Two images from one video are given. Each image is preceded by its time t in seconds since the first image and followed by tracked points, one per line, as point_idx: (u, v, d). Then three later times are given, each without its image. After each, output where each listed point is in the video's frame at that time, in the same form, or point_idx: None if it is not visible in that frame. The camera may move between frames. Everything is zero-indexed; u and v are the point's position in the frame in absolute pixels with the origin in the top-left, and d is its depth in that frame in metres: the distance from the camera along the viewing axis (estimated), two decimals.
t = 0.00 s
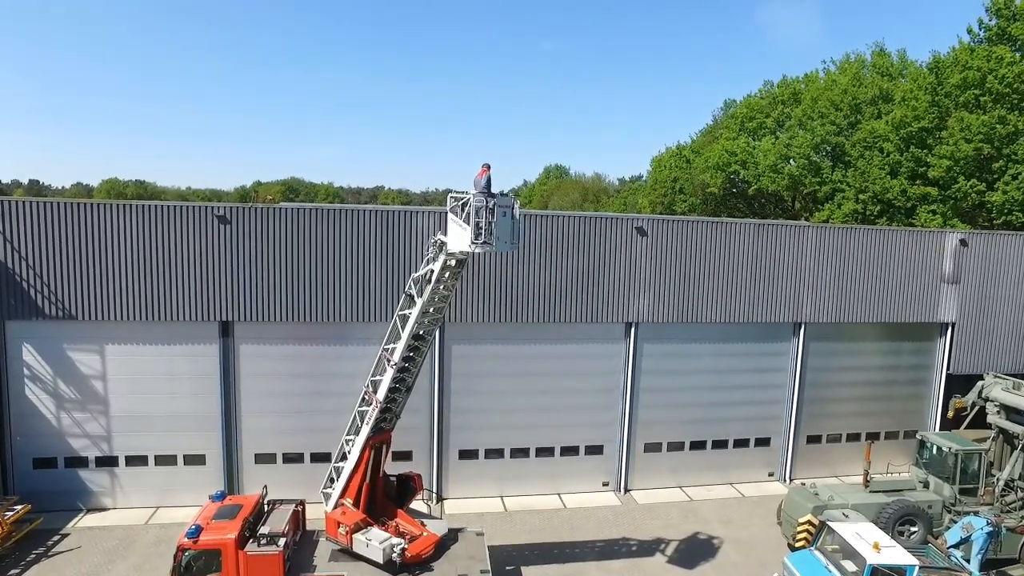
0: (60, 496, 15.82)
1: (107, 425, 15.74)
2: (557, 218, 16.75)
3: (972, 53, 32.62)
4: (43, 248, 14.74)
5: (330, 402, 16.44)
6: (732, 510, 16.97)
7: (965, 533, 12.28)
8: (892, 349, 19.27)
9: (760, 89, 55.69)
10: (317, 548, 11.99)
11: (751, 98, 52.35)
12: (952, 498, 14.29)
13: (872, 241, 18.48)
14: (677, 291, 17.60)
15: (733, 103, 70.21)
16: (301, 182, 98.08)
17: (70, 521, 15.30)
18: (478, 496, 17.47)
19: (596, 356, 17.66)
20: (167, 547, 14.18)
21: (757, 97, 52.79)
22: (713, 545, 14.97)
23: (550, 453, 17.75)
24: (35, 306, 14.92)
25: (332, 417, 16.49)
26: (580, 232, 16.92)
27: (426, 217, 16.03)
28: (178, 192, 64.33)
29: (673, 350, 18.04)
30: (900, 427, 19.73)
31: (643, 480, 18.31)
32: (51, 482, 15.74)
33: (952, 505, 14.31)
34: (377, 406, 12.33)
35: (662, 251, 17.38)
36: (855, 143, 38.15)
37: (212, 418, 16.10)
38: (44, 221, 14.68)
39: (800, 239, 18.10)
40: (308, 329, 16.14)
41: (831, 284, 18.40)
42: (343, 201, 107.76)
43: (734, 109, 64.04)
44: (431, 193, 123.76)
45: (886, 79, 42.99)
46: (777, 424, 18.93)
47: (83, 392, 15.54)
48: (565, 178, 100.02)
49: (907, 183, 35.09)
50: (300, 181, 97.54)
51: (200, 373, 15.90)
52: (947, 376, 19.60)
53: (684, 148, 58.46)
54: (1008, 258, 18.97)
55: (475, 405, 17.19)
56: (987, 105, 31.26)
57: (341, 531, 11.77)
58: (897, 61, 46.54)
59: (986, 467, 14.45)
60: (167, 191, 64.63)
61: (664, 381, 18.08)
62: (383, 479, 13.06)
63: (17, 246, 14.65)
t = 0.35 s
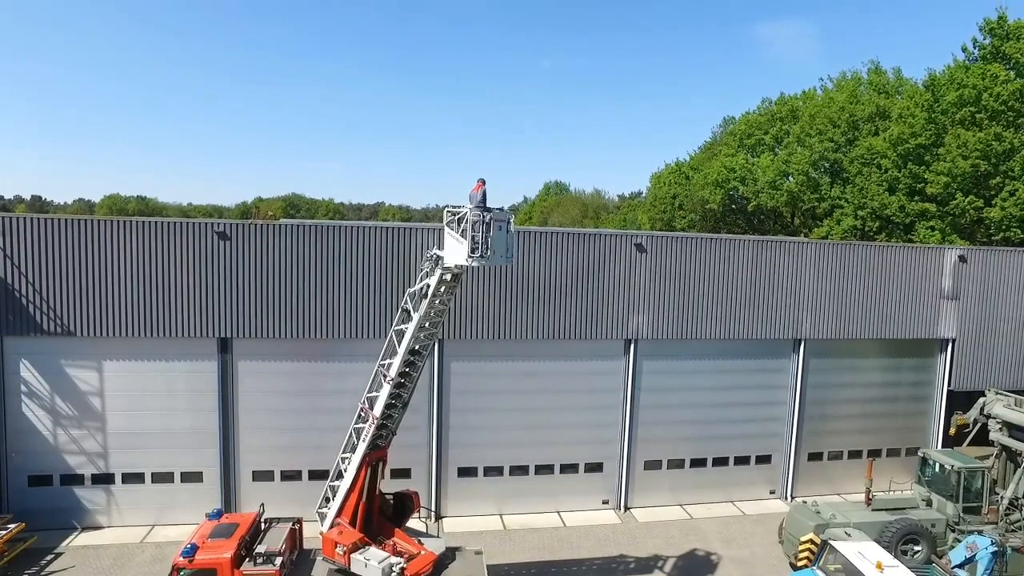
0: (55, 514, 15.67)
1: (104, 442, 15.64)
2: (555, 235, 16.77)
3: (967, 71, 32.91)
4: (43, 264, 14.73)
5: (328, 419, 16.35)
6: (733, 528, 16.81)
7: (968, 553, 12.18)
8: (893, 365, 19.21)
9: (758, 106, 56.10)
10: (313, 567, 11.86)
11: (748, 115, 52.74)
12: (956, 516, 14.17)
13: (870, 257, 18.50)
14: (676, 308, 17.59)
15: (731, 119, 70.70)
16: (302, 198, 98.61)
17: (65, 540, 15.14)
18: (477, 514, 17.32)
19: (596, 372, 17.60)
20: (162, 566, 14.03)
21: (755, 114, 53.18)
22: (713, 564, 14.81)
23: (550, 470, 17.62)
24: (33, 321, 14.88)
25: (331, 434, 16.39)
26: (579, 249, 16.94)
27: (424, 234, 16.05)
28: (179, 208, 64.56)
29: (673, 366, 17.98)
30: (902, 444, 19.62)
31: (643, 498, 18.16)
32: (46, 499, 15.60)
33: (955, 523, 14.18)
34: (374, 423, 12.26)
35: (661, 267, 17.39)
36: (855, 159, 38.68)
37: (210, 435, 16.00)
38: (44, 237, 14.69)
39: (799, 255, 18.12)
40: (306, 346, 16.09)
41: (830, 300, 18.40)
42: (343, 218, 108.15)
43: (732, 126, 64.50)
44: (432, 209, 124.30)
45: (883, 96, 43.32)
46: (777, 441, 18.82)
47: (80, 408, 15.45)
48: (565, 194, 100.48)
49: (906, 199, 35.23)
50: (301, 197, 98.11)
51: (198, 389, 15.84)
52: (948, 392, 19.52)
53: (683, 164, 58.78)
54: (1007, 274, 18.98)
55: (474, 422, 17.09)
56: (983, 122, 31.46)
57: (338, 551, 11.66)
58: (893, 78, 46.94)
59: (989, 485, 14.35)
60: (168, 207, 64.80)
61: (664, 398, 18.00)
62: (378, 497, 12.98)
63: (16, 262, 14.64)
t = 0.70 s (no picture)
0: (50, 533, 15.50)
1: (101, 459, 15.51)
2: (555, 251, 16.76)
3: (964, 87, 33.12)
4: (42, 281, 14.70)
5: (327, 436, 16.24)
6: (736, 546, 16.64)
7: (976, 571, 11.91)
8: (895, 382, 19.13)
9: (756, 122, 56.40)
10: None
11: (747, 131, 53.00)
12: (961, 535, 14.03)
13: (871, 273, 18.49)
14: (676, 324, 17.54)
15: (730, 135, 71.08)
16: (303, 214, 98.95)
17: (60, 559, 14.97)
18: (477, 532, 17.14)
19: (597, 389, 17.51)
20: None
21: (754, 130, 53.46)
22: None
23: (551, 488, 17.47)
24: (31, 337, 14.82)
25: (330, 451, 16.27)
26: (579, 265, 16.92)
27: (424, 250, 16.04)
28: (180, 224, 64.79)
29: (673, 383, 17.89)
30: (905, 460, 19.46)
31: (645, 516, 17.99)
32: (42, 518, 15.43)
33: (961, 542, 14.03)
34: (371, 440, 12.14)
35: (661, 283, 17.36)
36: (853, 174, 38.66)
37: (208, 452, 15.87)
38: (43, 253, 14.67)
39: (799, 271, 18.11)
40: (305, 363, 16.02)
41: (830, 316, 18.34)
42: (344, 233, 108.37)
43: (730, 141, 64.82)
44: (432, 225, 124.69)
45: (881, 112, 43.56)
46: (779, 458, 18.68)
47: (77, 426, 15.35)
48: (565, 210, 100.76)
49: (905, 215, 35.31)
50: (302, 213, 98.50)
51: (197, 406, 15.75)
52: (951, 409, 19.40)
53: (682, 180, 59.02)
54: (1007, 290, 18.95)
55: (474, 439, 16.97)
56: (980, 138, 31.61)
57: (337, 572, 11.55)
58: (890, 95, 47.24)
59: (995, 503, 14.21)
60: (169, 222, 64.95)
61: (664, 415, 17.89)
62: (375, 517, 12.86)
63: (16, 278, 14.61)
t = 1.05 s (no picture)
0: (46, 553, 15.32)
1: (98, 478, 15.37)
2: (555, 269, 16.73)
3: (961, 105, 33.33)
4: (41, 297, 14.65)
5: (326, 454, 16.11)
6: (740, 566, 16.43)
7: None
8: (898, 399, 19.01)
9: (755, 139, 56.62)
10: None
11: (746, 148, 53.24)
12: (968, 556, 13.83)
13: (871, 289, 18.44)
14: (676, 341, 17.46)
15: (730, 152, 71.35)
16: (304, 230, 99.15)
17: None
18: (477, 552, 16.94)
19: (597, 406, 17.40)
20: None
21: (753, 147, 53.71)
22: None
23: (551, 506, 17.29)
24: (28, 354, 14.74)
25: (329, 470, 16.14)
26: (579, 282, 16.88)
27: (424, 268, 16.01)
28: (181, 241, 64.97)
29: (674, 401, 17.78)
30: (909, 479, 19.27)
31: (647, 535, 17.78)
32: (36, 538, 15.25)
33: (968, 563, 13.81)
34: (369, 458, 12.02)
35: (660, 300, 17.30)
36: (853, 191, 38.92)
37: (206, 471, 15.74)
38: (42, 270, 14.65)
39: (799, 288, 18.06)
40: (303, 380, 15.93)
41: (831, 333, 18.27)
42: (345, 249, 108.55)
43: (730, 158, 65.04)
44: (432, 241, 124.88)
45: (879, 129, 43.77)
46: (781, 476, 18.51)
47: (74, 444, 15.23)
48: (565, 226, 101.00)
49: (905, 231, 35.32)
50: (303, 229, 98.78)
51: (195, 425, 15.64)
52: (955, 426, 19.25)
53: (682, 197, 59.19)
54: (1010, 306, 18.88)
55: (474, 458, 16.82)
56: (979, 155, 31.73)
57: None
58: (888, 112, 47.45)
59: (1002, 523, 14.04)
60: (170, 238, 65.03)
61: (666, 433, 17.76)
62: (371, 537, 12.73)
63: (15, 295, 14.58)
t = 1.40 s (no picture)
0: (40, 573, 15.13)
1: (94, 497, 15.21)
2: (555, 286, 16.70)
3: (959, 121, 33.55)
4: (41, 315, 14.61)
5: (325, 473, 15.97)
6: None
7: None
8: (901, 416, 18.88)
9: (755, 155, 56.83)
10: None
11: (746, 164, 53.44)
12: None
13: (873, 306, 18.40)
14: (677, 358, 17.38)
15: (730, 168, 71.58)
16: (304, 245, 99.33)
17: None
18: (478, 572, 16.72)
19: (599, 424, 17.28)
20: None
21: (753, 163, 53.92)
22: None
23: (553, 525, 17.10)
24: (27, 372, 14.65)
25: (328, 488, 16.00)
26: (580, 299, 16.84)
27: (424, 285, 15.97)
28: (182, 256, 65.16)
29: (676, 419, 17.66)
30: (915, 497, 19.07)
31: (649, 554, 17.57)
32: (31, 558, 15.07)
33: None
34: (368, 476, 11.92)
35: (661, 317, 17.25)
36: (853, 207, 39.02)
37: (204, 490, 15.59)
38: (43, 287, 14.62)
39: (801, 304, 18.02)
40: (303, 398, 15.82)
41: (832, 350, 18.19)
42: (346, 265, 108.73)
43: (730, 174, 65.23)
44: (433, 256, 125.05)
45: (878, 145, 43.95)
46: (785, 494, 18.32)
47: (71, 462, 15.09)
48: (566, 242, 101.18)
49: (906, 246, 35.30)
50: (303, 245, 99.01)
51: (194, 443, 15.52)
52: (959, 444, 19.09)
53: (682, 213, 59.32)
54: (1012, 323, 18.82)
55: (475, 476, 16.67)
56: (978, 171, 31.84)
57: None
58: (887, 128, 47.65)
59: (1011, 543, 13.77)
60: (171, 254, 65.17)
61: (668, 451, 17.62)
62: (370, 557, 12.65)
63: (15, 313, 14.53)
